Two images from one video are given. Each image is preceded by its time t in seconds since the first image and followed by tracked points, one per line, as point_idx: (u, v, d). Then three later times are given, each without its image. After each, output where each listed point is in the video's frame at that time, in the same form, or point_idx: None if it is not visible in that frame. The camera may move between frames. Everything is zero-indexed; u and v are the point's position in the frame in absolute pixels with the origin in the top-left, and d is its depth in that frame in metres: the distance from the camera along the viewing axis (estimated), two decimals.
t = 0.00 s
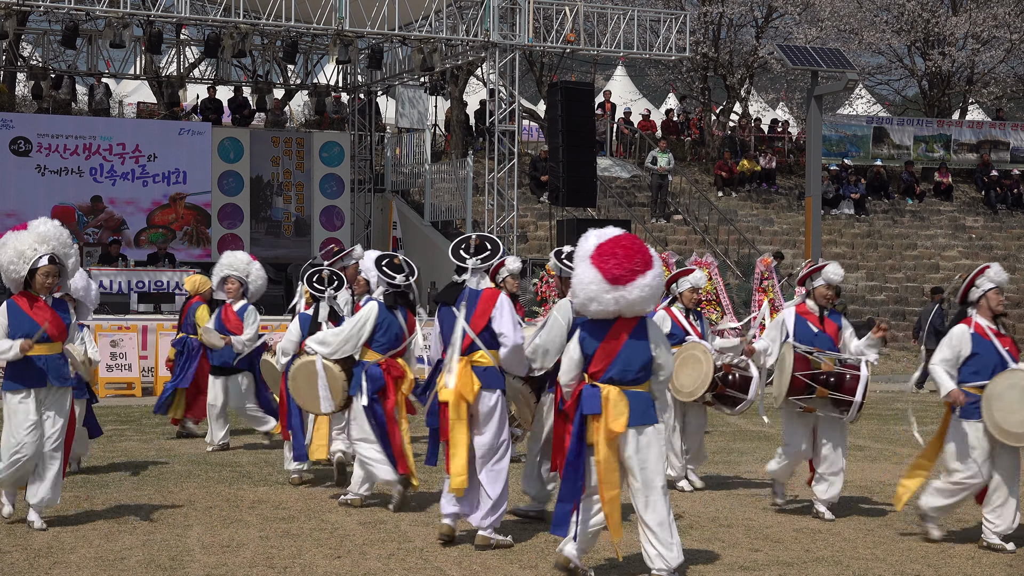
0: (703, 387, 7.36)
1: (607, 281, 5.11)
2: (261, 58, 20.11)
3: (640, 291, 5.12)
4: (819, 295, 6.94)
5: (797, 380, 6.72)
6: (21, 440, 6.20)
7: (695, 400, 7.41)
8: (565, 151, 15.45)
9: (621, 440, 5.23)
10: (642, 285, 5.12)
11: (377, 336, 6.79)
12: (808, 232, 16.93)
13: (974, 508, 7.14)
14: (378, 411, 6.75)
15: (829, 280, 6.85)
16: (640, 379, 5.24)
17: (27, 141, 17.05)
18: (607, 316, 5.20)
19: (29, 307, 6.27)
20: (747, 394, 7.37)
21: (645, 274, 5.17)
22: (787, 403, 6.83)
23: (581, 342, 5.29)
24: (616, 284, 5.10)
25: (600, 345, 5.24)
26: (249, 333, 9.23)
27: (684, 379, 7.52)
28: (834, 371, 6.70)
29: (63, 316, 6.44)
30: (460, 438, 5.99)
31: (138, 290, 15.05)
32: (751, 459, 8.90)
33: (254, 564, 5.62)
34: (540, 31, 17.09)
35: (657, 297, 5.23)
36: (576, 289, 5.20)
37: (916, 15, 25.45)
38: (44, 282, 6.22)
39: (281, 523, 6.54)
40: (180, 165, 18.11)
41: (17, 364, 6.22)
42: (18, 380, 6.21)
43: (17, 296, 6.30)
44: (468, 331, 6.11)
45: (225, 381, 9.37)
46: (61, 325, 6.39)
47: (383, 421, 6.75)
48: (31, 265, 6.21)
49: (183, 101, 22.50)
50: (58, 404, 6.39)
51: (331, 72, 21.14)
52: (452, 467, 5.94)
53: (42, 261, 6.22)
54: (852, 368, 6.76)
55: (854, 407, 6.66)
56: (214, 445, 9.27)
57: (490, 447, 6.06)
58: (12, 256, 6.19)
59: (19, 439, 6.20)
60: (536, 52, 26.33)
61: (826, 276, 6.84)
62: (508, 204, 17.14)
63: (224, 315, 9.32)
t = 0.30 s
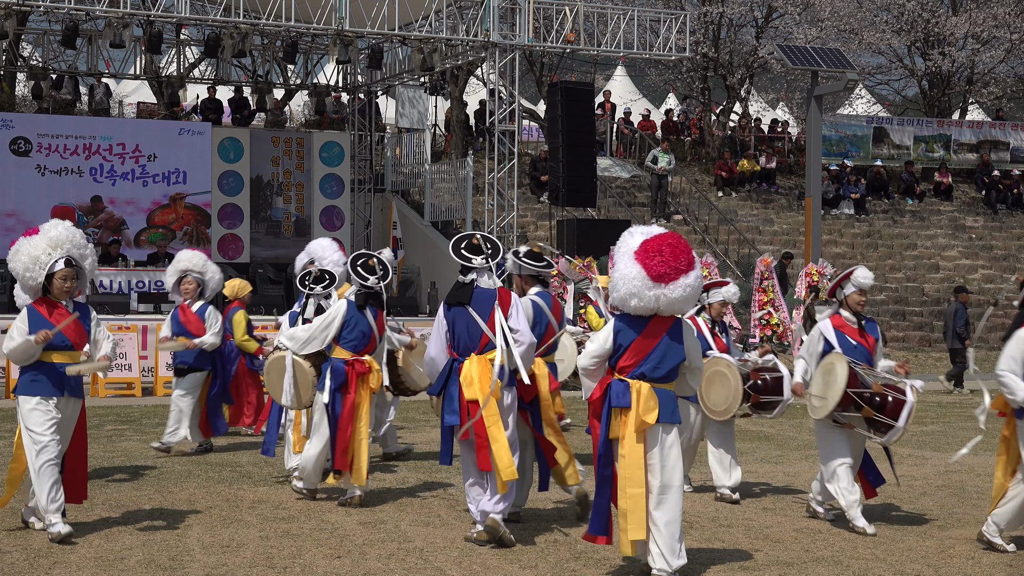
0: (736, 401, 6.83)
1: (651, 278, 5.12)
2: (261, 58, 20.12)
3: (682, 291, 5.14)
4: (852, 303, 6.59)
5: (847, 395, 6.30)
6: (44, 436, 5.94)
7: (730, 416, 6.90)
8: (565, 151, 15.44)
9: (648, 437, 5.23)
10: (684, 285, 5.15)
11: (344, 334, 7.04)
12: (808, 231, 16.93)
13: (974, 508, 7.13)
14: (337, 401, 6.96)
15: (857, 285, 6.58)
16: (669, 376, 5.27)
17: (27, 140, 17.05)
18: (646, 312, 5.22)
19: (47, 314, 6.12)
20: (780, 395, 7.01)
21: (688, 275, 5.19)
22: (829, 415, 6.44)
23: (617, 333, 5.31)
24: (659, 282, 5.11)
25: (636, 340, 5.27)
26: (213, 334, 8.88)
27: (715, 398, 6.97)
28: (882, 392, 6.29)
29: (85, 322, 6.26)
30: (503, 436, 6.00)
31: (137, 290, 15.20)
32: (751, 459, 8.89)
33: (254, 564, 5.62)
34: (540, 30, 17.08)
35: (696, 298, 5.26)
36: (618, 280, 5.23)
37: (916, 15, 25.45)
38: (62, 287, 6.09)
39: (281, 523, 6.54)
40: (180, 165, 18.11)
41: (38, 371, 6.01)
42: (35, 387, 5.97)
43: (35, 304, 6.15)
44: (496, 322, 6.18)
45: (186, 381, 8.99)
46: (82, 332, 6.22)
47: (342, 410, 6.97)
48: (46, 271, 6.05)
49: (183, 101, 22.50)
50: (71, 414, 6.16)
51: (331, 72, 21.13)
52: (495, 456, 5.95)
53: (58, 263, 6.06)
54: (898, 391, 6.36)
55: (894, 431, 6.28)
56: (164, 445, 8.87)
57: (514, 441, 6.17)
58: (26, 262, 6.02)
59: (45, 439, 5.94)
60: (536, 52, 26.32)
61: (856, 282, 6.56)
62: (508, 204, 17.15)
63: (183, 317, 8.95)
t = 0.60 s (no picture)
0: (755, 393, 6.95)
1: (654, 279, 5.22)
2: (261, 58, 20.12)
3: (685, 291, 5.22)
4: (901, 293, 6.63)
5: (904, 381, 6.15)
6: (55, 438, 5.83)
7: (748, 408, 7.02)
8: (565, 151, 15.44)
9: (669, 438, 5.36)
10: (687, 286, 5.23)
11: (316, 333, 7.34)
12: (808, 231, 16.94)
13: (973, 508, 7.14)
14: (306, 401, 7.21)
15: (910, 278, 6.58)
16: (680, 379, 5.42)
17: (27, 141, 17.04)
18: (650, 312, 5.29)
19: (75, 303, 5.90)
20: (807, 393, 7.01)
21: (691, 277, 5.27)
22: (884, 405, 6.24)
23: (627, 338, 5.32)
24: (663, 282, 5.19)
25: (646, 343, 5.32)
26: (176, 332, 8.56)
27: (737, 385, 7.10)
28: (933, 377, 6.22)
29: (111, 311, 6.05)
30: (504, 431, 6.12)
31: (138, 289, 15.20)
32: (750, 459, 8.90)
33: (254, 564, 5.62)
34: (540, 31, 17.08)
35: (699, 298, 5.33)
36: (622, 281, 5.32)
37: (916, 15, 25.44)
38: (90, 275, 5.84)
39: (281, 523, 6.54)
40: (180, 165, 18.11)
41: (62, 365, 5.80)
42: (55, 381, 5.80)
43: (61, 293, 5.91)
44: (500, 319, 6.25)
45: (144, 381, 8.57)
46: (108, 323, 6.00)
47: (310, 409, 7.21)
48: (76, 258, 5.79)
49: (183, 101, 22.50)
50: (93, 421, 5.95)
51: (331, 72, 21.12)
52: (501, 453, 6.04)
53: (87, 251, 5.80)
54: (946, 376, 6.32)
55: (948, 416, 6.22)
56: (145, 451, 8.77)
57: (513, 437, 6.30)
58: (56, 249, 5.76)
59: (56, 447, 5.82)
60: (536, 52, 26.31)
61: (910, 275, 6.58)
62: (508, 204, 17.15)
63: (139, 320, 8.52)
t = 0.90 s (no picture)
0: (794, 408, 6.55)
1: (657, 273, 5.29)
2: (261, 58, 20.12)
3: (683, 286, 5.31)
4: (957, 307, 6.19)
5: (961, 402, 5.68)
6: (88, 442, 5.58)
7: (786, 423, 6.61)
8: (565, 151, 15.44)
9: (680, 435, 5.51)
10: (687, 281, 5.33)
11: (299, 334, 7.60)
12: (808, 231, 16.94)
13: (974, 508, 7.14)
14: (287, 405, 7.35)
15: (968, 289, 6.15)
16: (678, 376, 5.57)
17: (27, 141, 17.05)
18: (651, 307, 5.35)
19: (113, 316, 5.61)
20: (836, 411, 6.71)
21: (689, 272, 5.38)
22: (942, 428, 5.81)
23: (631, 334, 5.36)
24: (665, 276, 5.28)
25: (650, 340, 5.38)
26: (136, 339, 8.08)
27: (774, 394, 6.70)
28: (995, 392, 5.67)
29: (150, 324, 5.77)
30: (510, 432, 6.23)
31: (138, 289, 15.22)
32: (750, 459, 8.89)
33: (254, 564, 5.62)
34: (540, 31, 17.07)
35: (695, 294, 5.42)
36: (623, 277, 5.37)
37: (916, 15, 25.44)
38: (131, 287, 5.61)
39: (281, 523, 6.54)
40: (180, 165, 18.10)
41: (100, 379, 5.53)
42: (97, 397, 5.54)
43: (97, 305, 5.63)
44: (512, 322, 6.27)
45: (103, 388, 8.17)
46: (148, 338, 5.71)
47: (292, 412, 7.27)
48: (118, 269, 5.57)
49: (183, 101, 22.50)
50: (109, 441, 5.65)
51: (331, 72, 21.12)
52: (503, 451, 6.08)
53: (131, 262, 5.59)
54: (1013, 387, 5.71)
55: (1014, 432, 5.63)
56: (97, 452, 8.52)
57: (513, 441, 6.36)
58: (96, 258, 5.55)
59: (84, 461, 5.58)
60: (536, 52, 26.31)
61: (965, 285, 6.14)
62: (508, 204, 17.14)
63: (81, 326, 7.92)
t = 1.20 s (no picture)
0: (844, 401, 6.39)
1: (656, 272, 5.51)
2: (261, 58, 20.12)
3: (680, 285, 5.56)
4: (1010, 299, 5.95)
5: None
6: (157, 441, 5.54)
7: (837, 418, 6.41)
8: (565, 151, 15.43)
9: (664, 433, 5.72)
10: (683, 280, 5.58)
11: (295, 329, 7.71)
12: (807, 231, 16.93)
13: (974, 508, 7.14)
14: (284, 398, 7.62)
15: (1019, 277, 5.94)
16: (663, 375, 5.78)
17: (27, 141, 17.04)
18: (647, 306, 5.56)
19: (165, 307, 5.63)
20: (875, 400, 6.57)
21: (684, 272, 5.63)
22: None
23: (631, 332, 5.56)
24: (664, 275, 5.51)
25: (644, 338, 5.58)
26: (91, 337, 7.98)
27: (818, 397, 6.47)
28: None
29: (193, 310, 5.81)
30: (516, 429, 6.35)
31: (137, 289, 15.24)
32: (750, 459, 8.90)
33: (254, 564, 5.62)
34: (540, 31, 17.07)
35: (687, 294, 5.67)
36: (622, 275, 5.57)
37: (916, 15, 25.43)
38: (183, 280, 5.64)
39: (281, 523, 6.54)
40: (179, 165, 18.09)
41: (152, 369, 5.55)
42: (153, 390, 5.52)
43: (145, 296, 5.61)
44: (508, 321, 6.43)
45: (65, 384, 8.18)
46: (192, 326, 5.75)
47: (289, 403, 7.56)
48: (173, 262, 5.58)
49: (183, 101, 22.50)
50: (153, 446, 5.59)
51: (331, 72, 21.13)
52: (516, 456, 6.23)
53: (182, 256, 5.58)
54: None
55: None
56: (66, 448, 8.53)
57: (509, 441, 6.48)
58: (149, 252, 5.50)
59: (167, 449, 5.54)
60: (536, 52, 26.31)
61: (1015, 274, 5.94)
62: (508, 204, 17.14)
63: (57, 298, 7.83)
